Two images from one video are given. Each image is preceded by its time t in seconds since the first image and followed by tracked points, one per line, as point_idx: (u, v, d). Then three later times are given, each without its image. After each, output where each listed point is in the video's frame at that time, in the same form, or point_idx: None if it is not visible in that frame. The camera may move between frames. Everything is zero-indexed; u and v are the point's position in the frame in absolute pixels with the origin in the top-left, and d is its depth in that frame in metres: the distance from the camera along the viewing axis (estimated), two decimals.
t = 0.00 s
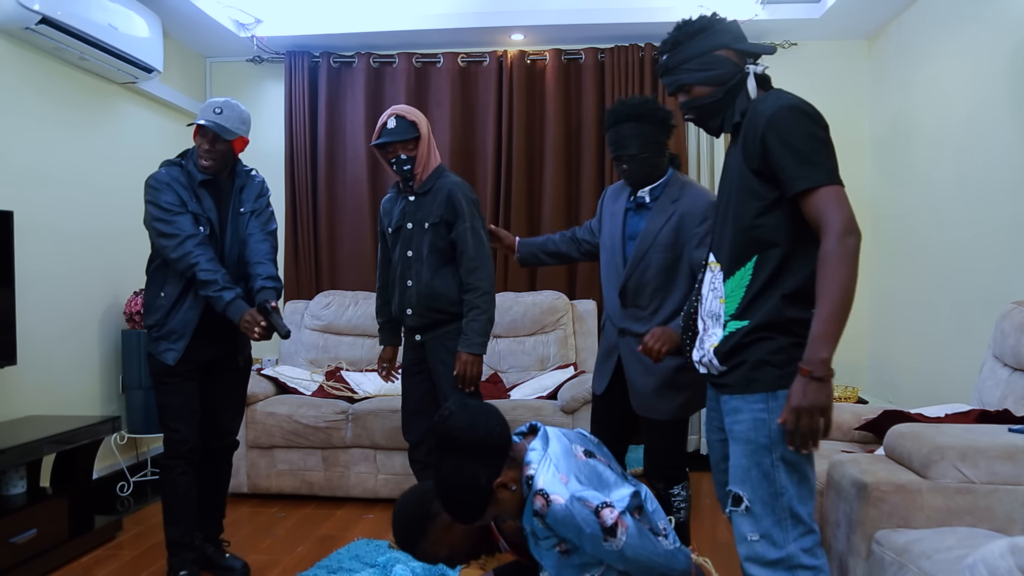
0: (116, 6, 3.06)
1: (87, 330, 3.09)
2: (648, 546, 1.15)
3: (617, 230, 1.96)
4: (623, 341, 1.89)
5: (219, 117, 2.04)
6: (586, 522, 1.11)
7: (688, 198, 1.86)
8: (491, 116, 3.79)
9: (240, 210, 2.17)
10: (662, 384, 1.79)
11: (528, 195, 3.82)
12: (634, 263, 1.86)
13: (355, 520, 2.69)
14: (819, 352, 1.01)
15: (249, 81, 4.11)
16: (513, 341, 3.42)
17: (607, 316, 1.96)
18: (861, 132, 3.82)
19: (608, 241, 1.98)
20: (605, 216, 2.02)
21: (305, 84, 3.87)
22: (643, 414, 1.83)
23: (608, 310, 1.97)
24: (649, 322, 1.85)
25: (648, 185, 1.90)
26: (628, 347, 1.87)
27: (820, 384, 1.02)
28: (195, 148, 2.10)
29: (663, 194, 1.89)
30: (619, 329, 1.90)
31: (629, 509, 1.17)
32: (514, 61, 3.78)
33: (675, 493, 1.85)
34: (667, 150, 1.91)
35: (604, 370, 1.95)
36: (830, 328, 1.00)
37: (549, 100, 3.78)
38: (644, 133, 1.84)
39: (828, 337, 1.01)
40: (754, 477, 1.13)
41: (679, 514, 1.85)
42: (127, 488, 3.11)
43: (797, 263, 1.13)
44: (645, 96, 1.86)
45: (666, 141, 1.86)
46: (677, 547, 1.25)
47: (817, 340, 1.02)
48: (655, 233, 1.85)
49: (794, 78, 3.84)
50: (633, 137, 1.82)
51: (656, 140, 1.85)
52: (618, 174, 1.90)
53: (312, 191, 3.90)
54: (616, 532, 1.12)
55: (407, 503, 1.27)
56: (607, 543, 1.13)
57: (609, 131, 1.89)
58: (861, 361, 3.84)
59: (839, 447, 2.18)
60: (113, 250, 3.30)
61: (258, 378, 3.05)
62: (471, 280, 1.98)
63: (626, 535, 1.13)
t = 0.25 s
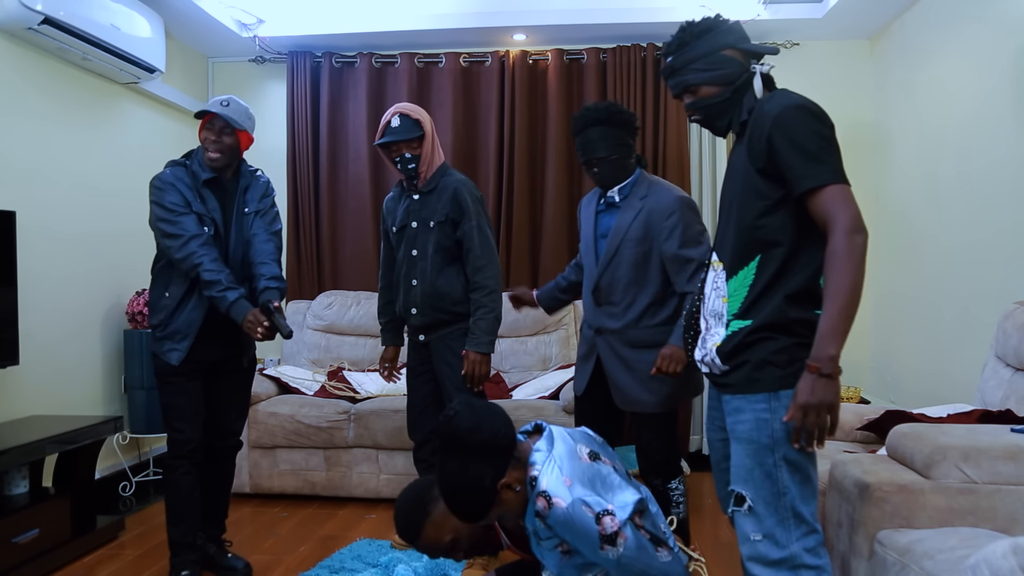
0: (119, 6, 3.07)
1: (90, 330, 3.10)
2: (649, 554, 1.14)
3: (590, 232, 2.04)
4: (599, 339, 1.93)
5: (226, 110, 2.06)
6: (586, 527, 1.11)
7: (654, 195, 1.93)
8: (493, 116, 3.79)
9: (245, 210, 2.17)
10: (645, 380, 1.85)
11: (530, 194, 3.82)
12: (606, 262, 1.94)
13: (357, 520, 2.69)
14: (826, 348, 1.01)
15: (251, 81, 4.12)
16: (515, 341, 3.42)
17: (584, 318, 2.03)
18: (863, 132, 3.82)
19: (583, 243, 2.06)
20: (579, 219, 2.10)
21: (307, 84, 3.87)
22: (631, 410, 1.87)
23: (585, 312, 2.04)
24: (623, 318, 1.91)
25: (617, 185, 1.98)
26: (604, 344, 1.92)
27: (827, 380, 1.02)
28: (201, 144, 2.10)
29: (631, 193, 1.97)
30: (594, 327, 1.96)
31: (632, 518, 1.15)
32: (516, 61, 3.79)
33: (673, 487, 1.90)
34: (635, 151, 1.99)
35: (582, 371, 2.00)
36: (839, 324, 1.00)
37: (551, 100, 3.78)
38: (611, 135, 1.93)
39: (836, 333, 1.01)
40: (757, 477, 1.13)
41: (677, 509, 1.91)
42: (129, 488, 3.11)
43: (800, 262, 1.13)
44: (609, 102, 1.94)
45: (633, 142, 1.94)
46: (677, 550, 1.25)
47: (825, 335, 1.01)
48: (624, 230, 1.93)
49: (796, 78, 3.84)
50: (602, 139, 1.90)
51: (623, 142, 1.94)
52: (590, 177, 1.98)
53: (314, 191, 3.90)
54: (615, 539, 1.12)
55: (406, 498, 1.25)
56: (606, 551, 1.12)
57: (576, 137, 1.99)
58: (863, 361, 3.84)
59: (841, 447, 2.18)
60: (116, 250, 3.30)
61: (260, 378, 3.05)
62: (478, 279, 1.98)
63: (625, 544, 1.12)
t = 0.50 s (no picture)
0: (120, 6, 3.07)
1: (92, 331, 3.10)
2: (650, 558, 1.15)
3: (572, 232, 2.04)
4: (589, 338, 1.93)
5: (235, 111, 2.08)
6: (587, 530, 1.11)
7: (636, 192, 1.95)
8: (495, 116, 3.80)
9: (247, 210, 2.17)
10: (635, 375, 1.85)
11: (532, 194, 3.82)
12: (590, 260, 1.95)
13: (358, 520, 2.69)
14: (818, 341, 1.01)
15: (252, 81, 4.12)
16: (516, 341, 3.42)
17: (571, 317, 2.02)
18: (864, 132, 3.82)
19: (566, 243, 2.06)
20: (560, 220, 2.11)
21: (308, 84, 3.87)
22: (620, 405, 1.87)
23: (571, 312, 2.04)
24: (609, 315, 1.91)
25: (597, 184, 1.99)
26: (593, 341, 1.92)
27: (816, 372, 1.02)
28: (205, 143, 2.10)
29: (612, 191, 1.98)
30: (583, 325, 1.96)
31: (634, 521, 1.15)
32: (518, 61, 3.79)
33: (669, 481, 1.87)
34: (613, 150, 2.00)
35: (572, 371, 2.00)
36: (833, 317, 1.00)
37: (553, 100, 3.78)
38: (590, 136, 1.95)
39: (831, 326, 1.00)
40: (760, 477, 1.13)
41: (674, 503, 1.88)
42: (131, 488, 3.11)
43: (805, 261, 1.12)
44: (586, 105, 1.96)
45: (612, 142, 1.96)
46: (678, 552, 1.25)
47: (819, 328, 1.01)
48: (608, 226, 1.94)
49: (797, 78, 3.84)
50: (580, 140, 1.93)
51: (602, 143, 1.95)
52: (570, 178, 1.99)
53: (316, 191, 3.90)
54: (616, 543, 1.12)
55: (407, 491, 1.24)
56: (607, 553, 1.12)
57: (556, 139, 2.00)
58: (865, 361, 3.84)
59: (843, 447, 2.18)
60: (117, 250, 3.30)
61: (261, 378, 3.05)
62: (482, 279, 1.98)
63: (626, 547, 1.12)
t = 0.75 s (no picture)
0: (121, 6, 3.07)
1: (93, 330, 3.10)
2: (651, 559, 1.15)
3: (564, 232, 2.03)
4: (586, 337, 1.92)
5: (236, 111, 2.08)
6: (589, 531, 1.11)
7: (629, 191, 1.96)
8: (496, 117, 3.80)
9: (249, 210, 2.18)
10: (634, 371, 1.86)
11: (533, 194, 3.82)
12: (587, 259, 1.94)
13: (359, 520, 2.69)
14: (824, 339, 1.00)
15: (253, 81, 4.12)
16: (518, 342, 3.42)
17: (564, 318, 2.00)
18: (865, 132, 3.82)
19: (557, 244, 2.04)
20: (549, 222, 2.10)
21: (309, 84, 3.87)
22: (618, 403, 1.87)
23: (563, 313, 2.01)
24: (608, 313, 1.91)
25: (590, 184, 1.98)
26: (591, 340, 1.91)
27: (823, 371, 1.01)
28: (207, 143, 2.10)
29: (604, 190, 1.98)
30: (580, 325, 1.94)
31: (636, 522, 1.15)
32: (518, 61, 3.78)
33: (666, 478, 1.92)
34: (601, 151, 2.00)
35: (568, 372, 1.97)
36: (839, 315, 0.99)
37: (554, 100, 3.78)
38: (580, 137, 1.93)
39: (835, 324, 1.00)
40: (760, 477, 1.13)
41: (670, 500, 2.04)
42: (132, 488, 3.11)
43: (805, 261, 1.12)
44: (574, 107, 1.93)
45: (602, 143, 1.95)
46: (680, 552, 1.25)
47: (824, 326, 1.00)
48: (603, 225, 1.94)
49: (798, 78, 3.85)
50: (572, 141, 1.90)
51: (591, 143, 1.94)
52: (561, 180, 1.97)
53: (317, 192, 3.90)
54: (618, 544, 1.12)
55: (410, 484, 1.21)
56: (609, 555, 1.12)
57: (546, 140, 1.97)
58: (865, 360, 3.84)
59: (844, 447, 2.18)
60: (118, 250, 3.30)
61: (263, 378, 3.05)
62: (483, 279, 1.98)
63: (629, 549, 1.12)
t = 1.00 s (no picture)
0: (122, 6, 3.07)
1: (94, 330, 3.10)
2: (651, 557, 1.15)
3: (565, 232, 2.02)
4: (589, 337, 1.91)
5: (236, 111, 2.08)
6: (589, 528, 1.12)
7: (631, 192, 1.97)
8: (496, 117, 3.80)
9: (248, 210, 2.17)
10: (638, 370, 1.85)
11: (534, 194, 3.82)
12: (591, 259, 1.93)
13: (360, 520, 2.69)
14: (828, 338, 1.00)
15: (254, 82, 4.12)
16: (518, 342, 3.43)
17: (565, 319, 1.99)
18: (865, 133, 3.82)
19: (556, 244, 2.03)
20: (548, 222, 2.09)
21: (310, 84, 3.88)
22: (619, 403, 1.87)
23: (563, 314, 2.00)
24: (611, 313, 1.91)
25: (591, 185, 1.99)
26: (594, 341, 1.90)
27: (826, 370, 1.02)
28: (206, 143, 2.10)
29: (606, 191, 1.98)
30: (583, 326, 1.93)
31: (635, 520, 1.15)
32: (519, 62, 3.78)
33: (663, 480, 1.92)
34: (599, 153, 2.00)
35: (569, 375, 1.96)
36: (841, 314, 0.99)
37: (555, 100, 3.78)
38: (579, 138, 1.93)
39: (839, 323, 1.00)
40: (759, 477, 1.13)
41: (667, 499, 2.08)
42: (133, 488, 3.12)
43: (804, 261, 1.12)
44: (573, 106, 1.94)
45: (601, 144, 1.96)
46: (679, 551, 1.25)
47: (827, 325, 1.00)
48: (607, 225, 1.94)
49: (798, 78, 3.84)
50: (571, 142, 1.91)
51: (591, 144, 1.94)
52: (560, 180, 1.97)
53: (318, 192, 3.90)
54: (618, 541, 1.12)
55: (411, 481, 1.20)
56: (608, 552, 1.13)
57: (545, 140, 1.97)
58: (866, 360, 3.84)
59: (845, 447, 2.18)
60: (119, 251, 3.30)
61: (263, 378, 3.05)
62: (483, 279, 1.98)
63: (628, 546, 1.12)
